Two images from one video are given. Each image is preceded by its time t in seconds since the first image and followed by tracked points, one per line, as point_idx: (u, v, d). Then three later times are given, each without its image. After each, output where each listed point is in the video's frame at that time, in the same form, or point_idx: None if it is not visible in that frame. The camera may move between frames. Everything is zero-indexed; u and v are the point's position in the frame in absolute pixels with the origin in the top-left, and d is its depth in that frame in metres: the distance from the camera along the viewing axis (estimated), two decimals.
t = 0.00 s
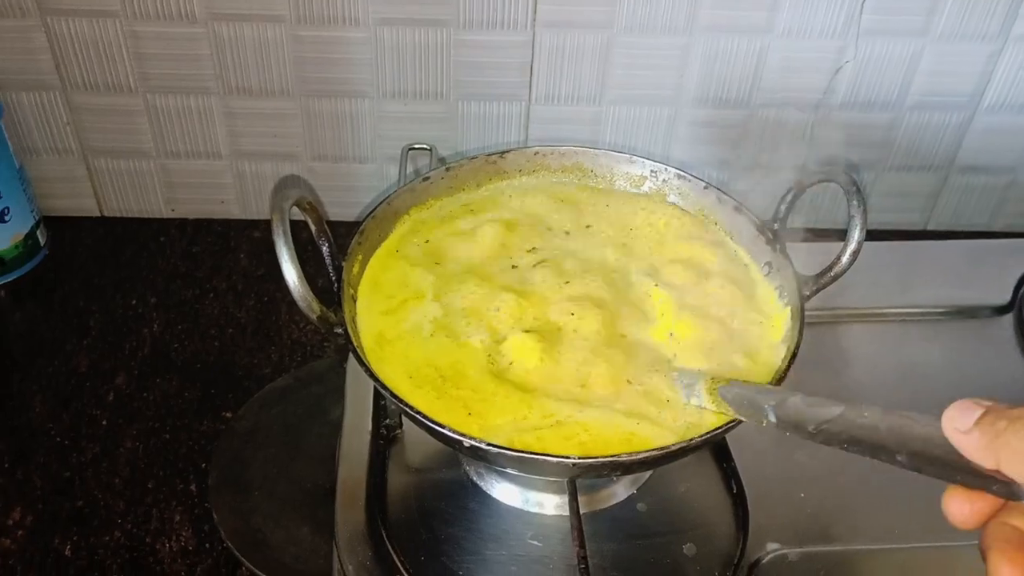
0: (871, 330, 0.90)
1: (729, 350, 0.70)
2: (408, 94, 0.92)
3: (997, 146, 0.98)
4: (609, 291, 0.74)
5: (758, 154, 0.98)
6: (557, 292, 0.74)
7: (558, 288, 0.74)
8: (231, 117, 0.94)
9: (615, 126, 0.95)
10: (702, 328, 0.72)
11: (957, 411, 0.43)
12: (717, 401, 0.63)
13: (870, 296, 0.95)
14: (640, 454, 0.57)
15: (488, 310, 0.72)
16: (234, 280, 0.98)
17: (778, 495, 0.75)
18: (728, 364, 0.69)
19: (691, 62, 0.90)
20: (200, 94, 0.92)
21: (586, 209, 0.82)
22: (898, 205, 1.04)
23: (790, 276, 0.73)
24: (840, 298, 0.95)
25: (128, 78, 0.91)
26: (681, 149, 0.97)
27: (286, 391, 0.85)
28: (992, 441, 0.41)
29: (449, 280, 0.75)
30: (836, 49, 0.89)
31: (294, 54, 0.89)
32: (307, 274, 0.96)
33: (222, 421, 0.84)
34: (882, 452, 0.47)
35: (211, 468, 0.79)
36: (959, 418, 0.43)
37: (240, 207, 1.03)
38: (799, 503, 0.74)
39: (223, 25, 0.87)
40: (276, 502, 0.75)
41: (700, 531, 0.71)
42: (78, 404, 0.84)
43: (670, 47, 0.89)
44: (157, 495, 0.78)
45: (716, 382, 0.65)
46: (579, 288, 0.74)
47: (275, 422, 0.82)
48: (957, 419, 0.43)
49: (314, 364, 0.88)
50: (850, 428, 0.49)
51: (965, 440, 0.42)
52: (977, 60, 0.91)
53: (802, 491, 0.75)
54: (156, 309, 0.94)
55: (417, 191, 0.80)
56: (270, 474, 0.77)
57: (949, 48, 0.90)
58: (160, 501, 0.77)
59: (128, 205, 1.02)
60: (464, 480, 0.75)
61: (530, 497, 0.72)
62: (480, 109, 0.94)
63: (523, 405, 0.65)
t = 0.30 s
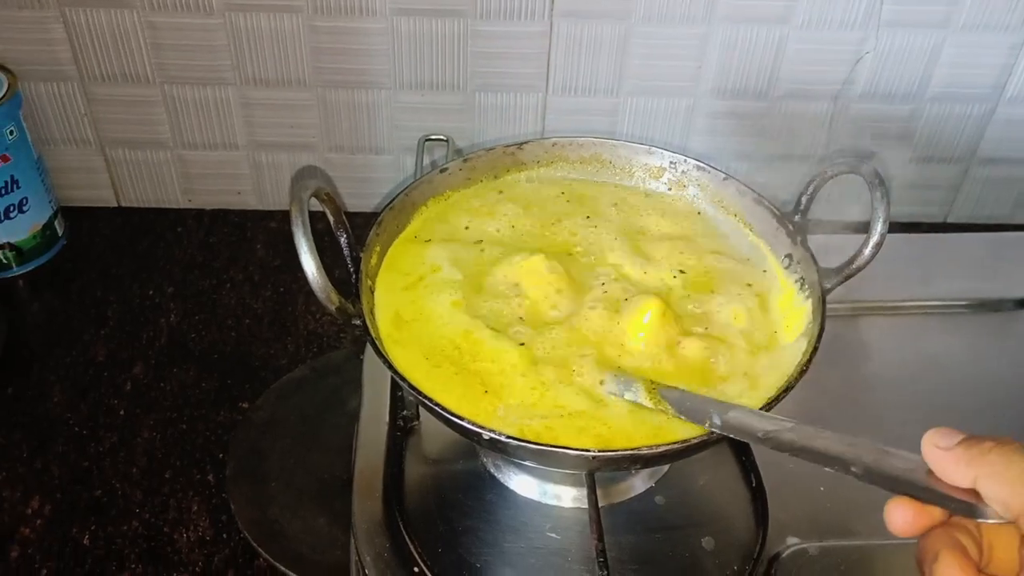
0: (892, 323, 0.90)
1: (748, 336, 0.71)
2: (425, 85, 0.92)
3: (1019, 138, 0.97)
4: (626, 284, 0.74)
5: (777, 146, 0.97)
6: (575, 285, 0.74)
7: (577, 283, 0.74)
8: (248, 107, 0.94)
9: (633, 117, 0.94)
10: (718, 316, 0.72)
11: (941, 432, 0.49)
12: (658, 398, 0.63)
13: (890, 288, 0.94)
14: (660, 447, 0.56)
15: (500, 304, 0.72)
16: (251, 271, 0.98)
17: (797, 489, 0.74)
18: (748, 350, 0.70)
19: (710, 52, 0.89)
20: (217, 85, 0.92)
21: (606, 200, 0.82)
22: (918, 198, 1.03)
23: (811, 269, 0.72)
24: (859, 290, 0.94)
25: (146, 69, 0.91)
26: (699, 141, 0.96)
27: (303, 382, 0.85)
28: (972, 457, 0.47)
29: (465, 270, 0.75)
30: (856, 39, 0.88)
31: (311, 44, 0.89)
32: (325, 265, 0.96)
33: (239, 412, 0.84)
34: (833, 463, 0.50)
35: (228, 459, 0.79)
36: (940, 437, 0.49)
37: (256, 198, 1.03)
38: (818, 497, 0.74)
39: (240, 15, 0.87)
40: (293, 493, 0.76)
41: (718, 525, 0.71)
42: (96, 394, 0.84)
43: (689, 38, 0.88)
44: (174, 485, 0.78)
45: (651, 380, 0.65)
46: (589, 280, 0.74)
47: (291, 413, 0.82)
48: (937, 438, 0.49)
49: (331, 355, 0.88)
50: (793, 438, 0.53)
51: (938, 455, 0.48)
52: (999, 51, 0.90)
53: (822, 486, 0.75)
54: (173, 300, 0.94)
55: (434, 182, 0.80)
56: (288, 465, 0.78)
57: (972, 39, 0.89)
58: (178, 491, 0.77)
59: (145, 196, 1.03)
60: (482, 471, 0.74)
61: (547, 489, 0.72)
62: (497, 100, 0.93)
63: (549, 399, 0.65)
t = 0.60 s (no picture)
0: (903, 323, 0.89)
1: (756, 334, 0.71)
2: (434, 85, 0.92)
3: None
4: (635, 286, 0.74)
5: (788, 145, 0.96)
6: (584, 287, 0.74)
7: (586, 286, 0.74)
8: (257, 107, 0.94)
9: (643, 116, 0.94)
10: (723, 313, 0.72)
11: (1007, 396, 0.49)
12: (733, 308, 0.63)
13: (902, 287, 0.93)
14: (669, 448, 0.56)
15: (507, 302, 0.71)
16: (260, 271, 0.98)
17: (808, 489, 0.74)
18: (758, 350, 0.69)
19: (720, 50, 0.89)
20: (226, 84, 0.92)
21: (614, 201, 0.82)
22: (930, 197, 1.02)
23: (822, 269, 0.72)
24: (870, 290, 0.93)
25: (155, 69, 0.91)
26: (709, 140, 0.96)
27: (311, 382, 0.85)
28: None
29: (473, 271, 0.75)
30: (867, 37, 0.88)
31: (319, 44, 0.89)
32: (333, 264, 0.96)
33: (248, 411, 0.84)
34: (905, 395, 0.46)
35: (237, 458, 0.79)
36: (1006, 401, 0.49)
37: (265, 197, 1.03)
38: (828, 498, 0.73)
39: (249, 15, 0.87)
40: (301, 493, 0.76)
41: (728, 525, 0.70)
42: (106, 394, 0.85)
43: (698, 37, 0.88)
44: (183, 484, 0.78)
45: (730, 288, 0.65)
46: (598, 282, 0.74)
47: (300, 412, 0.82)
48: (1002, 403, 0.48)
49: (339, 354, 0.88)
50: (872, 359, 0.48)
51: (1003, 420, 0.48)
52: (1012, 48, 0.89)
53: (832, 486, 0.74)
54: (183, 299, 0.95)
55: (443, 181, 0.80)
56: (297, 464, 0.78)
57: (985, 36, 0.88)
58: (187, 490, 0.77)
59: (154, 196, 1.03)
60: (490, 471, 0.74)
61: (556, 489, 0.72)
62: (506, 99, 0.93)
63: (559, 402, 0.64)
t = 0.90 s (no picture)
0: (913, 318, 0.88)
1: (761, 331, 0.70)
2: (440, 81, 0.91)
3: None
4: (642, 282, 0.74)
5: (797, 139, 0.96)
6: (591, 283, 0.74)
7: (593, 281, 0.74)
8: (263, 105, 0.94)
9: (651, 110, 0.93)
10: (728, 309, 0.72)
11: None
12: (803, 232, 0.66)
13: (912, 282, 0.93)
14: (679, 443, 0.56)
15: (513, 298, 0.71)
16: (267, 269, 0.98)
17: (818, 486, 0.73)
18: (763, 346, 0.69)
19: (728, 45, 0.88)
20: (233, 82, 0.92)
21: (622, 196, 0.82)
22: (941, 191, 1.01)
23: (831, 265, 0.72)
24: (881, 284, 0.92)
25: (162, 67, 0.91)
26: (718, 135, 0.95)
27: (319, 379, 0.85)
28: None
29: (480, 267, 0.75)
30: (877, 30, 0.87)
31: (326, 40, 0.88)
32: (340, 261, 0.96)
33: (256, 409, 0.84)
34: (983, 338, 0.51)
35: (245, 456, 0.79)
36: None
37: (273, 195, 1.02)
38: (839, 494, 0.73)
39: (255, 13, 0.87)
40: (309, 491, 0.76)
41: (738, 522, 0.70)
42: (114, 393, 0.85)
43: (707, 31, 0.87)
44: (192, 482, 0.78)
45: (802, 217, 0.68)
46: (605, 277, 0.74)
47: (308, 410, 0.82)
48: None
49: (347, 352, 0.88)
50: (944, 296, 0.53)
51: None
52: None
53: (842, 482, 0.74)
54: (190, 297, 0.95)
55: (449, 177, 0.80)
56: (305, 462, 0.78)
57: (997, 28, 0.87)
58: (195, 488, 0.77)
59: (161, 195, 1.03)
60: (499, 469, 0.74)
61: (564, 486, 0.71)
62: (513, 95, 0.93)
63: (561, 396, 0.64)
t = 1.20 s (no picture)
0: (931, 315, 0.87)
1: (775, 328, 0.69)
2: (453, 78, 0.91)
3: None
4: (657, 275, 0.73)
5: (812, 135, 0.95)
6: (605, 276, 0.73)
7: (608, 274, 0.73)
8: (276, 103, 0.94)
9: (664, 107, 0.93)
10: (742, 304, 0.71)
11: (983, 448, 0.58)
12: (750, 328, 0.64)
13: (929, 278, 0.92)
14: (694, 441, 0.55)
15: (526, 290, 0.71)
16: (281, 268, 0.98)
17: (835, 484, 0.73)
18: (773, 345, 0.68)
19: (742, 40, 0.87)
20: (246, 80, 0.92)
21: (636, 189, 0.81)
22: (958, 186, 1.00)
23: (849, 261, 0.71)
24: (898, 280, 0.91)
25: (175, 66, 0.91)
26: (732, 131, 0.95)
27: (333, 377, 0.85)
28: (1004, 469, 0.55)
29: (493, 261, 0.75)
30: (893, 24, 0.86)
31: (338, 38, 0.88)
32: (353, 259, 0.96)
33: (270, 407, 0.84)
34: (923, 401, 0.48)
35: (259, 454, 0.79)
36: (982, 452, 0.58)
37: (286, 193, 1.02)
38: (856, 493, 0.72)
39: (268, 11, 0.87)
40: (323, 489, 0.76)
41: (754, 521, 0.69)
42: (128, 391, 0.85)
43: (721, 26, 0.86)
44: (206, 480, 0.78)
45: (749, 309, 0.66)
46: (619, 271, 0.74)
47: (322, 408, 0.82)
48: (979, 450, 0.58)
49: (360, 350, 0.88)
50: (887, 368, 0.51)
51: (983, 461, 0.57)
52: None
53: (860, 480, 0.73)
54: (204, 296, 0.95)
55: (463, 174, 0.80)
56: (319, 460, 0.78)
57: (1015, 21, 0.86)
58: (209, 486, 0.78)
59: (174, 194, 1.03)
60: (513, 467, 0.74)
61: (579, 485, 0.71)
62: (526, 92, 0.92)
63: (572, 388, 0.64)
